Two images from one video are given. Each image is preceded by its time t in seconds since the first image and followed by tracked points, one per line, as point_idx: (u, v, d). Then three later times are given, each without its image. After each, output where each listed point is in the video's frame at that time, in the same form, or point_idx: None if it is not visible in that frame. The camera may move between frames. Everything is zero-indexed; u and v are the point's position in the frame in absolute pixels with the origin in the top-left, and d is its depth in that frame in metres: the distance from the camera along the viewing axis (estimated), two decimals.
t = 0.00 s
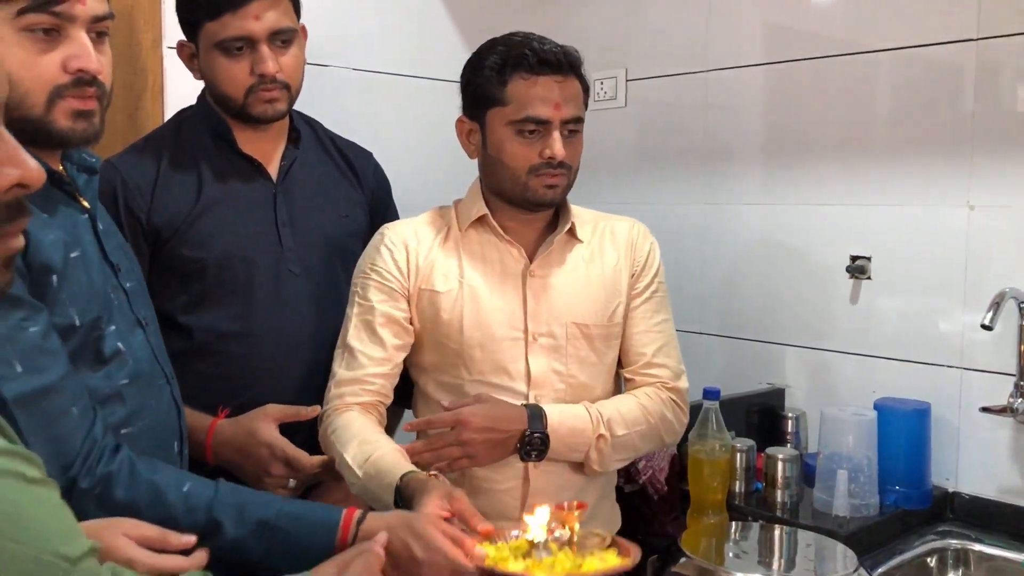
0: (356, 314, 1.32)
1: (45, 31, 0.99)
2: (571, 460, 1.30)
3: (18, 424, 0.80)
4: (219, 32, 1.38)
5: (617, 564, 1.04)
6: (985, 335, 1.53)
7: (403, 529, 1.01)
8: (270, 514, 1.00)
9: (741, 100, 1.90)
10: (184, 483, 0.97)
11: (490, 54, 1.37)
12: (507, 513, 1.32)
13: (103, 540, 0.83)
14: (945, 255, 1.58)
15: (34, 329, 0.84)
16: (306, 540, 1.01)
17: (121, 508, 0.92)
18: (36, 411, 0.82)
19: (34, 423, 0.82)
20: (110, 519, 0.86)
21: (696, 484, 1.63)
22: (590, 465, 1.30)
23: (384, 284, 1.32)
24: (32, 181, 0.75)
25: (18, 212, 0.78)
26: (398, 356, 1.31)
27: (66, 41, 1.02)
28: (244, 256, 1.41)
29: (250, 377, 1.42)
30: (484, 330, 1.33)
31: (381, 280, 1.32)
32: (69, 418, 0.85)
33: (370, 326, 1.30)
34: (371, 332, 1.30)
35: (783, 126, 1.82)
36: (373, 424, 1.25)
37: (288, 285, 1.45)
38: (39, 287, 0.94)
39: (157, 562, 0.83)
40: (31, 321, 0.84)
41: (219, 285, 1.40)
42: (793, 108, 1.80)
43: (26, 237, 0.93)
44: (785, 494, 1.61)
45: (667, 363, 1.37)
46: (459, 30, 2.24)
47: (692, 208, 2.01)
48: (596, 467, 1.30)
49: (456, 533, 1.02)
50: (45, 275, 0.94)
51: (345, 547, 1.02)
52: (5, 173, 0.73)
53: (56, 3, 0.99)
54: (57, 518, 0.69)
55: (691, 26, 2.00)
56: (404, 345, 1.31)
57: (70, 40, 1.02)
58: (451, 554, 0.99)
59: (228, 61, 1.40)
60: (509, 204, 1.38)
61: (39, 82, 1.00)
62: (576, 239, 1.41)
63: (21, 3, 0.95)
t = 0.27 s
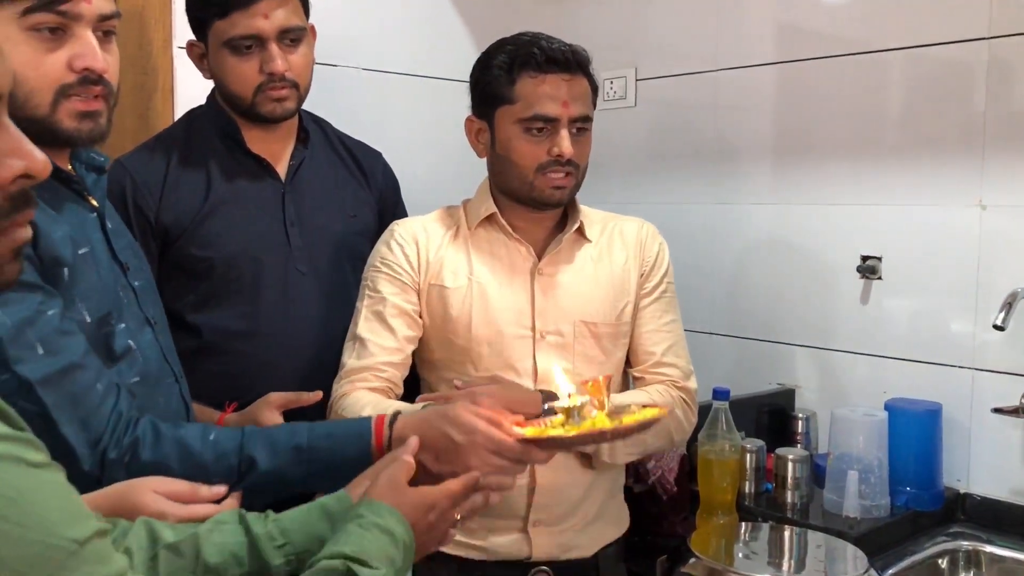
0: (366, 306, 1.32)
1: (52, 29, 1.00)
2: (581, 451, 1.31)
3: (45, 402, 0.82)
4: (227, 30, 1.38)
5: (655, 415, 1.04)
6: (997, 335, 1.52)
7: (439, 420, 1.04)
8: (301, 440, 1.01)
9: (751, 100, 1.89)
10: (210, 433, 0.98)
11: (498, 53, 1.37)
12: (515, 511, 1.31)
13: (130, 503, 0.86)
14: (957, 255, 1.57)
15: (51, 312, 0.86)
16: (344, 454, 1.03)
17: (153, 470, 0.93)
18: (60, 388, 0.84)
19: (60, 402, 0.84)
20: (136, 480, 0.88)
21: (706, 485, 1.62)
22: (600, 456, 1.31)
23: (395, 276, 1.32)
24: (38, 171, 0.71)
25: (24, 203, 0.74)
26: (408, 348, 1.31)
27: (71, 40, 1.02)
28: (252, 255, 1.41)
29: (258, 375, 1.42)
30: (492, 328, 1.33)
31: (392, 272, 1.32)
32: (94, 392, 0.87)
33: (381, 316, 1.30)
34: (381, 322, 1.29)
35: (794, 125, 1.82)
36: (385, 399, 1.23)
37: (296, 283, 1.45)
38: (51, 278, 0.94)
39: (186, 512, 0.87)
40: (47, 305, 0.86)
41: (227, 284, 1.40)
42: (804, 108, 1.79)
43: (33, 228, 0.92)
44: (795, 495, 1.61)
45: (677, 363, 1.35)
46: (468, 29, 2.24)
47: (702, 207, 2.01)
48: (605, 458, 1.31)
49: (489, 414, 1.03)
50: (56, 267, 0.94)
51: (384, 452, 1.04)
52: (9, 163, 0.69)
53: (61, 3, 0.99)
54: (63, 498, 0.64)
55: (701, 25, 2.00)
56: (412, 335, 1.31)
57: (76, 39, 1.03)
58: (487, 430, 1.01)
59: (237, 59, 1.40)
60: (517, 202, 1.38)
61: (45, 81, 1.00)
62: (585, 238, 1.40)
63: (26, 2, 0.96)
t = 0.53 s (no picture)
0: (379, 301, 1.29)
1: (61, 27, 1.01)
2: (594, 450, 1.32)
3: (28, 404, 0.81)
4: (238, 31, 1.39)
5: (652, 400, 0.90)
6: (1009, 336, 1.52)
7: (410, 415, 0.95)
8: (268, 445, 0.95)
9: (761, 100, 1.89)
10: (182, 434, 0.93)
11: (502, 52, 1.37)
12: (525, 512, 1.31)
13: (97, 517, 0.87)
14: (968, 256, 1.56)
15: (46, 312, 0.86)
16: (314, 458, 0.96)
17: (127, 475, 0.89)
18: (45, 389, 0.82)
19: (43, 404, 0.82)
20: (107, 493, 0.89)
21: (716, 486, 1.62)
22: (614, 455, 1.31)
23: (409, 273, 1.32)
24: (52, 175, 0.68)
25: (37, 206, 0.69)
26: (421, 340, 1.29)
27: (82, 40, 1.03)
28: (263, 255, 1.42)
29: (269, 375, 1.42)
30: (502, 328, 1.33)
31: (406, 269, 1.32)
32: (79, 394, 0.85)
33: (398, 309, 1.28)
34: (399, 314, 1.28)
35: (804, 125, 1.81)
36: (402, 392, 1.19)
37: (307, 283, 1.45)
38: (54, 280, 0.95)
39: (149, 529, 0.87)
40: (41, 305, 0.86)
41: (237, 283, 1.40)
42: (813, 108, 1.79)
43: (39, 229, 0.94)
44: (805, 496, 1.60)
45: (685, 361, 1.35)
46: (477, 29, 2.24)
47: (711, 207, 2.00)
48: (619, 458, 1.31)
49: (469, 407, 0.94)
50: (58, 267, 0.95)
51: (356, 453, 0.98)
52: (22, 167, 0.65)
53: (71, 1, 1.01)
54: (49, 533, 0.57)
55: (711, 25, 1.99)
56: (427, 329, 1.31)
57: (85, 38, 1.04)
58: (463, 427, 0.92)
59: (249, 59, 1.40)
60: (524, 202, 1.37)
61: (54, 81, 1.00)
62: (592, 238, 1.40)
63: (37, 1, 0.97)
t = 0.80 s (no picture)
0: (391, 308, 1.29)
1: (71, 29, 1.02)
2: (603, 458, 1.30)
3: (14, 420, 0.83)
4: (253, 31, 1.39)
5: (631, 551, 0.93)
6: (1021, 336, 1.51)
7: (387, 523, 0.95)
8: (250, 511, 0.94)
9: (772, 99, 1.88)
10: (171, 477, 0.94)
11: (510, 53, 1.37)
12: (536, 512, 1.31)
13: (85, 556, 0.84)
14: (980, 256, 1.56)
15: (40, 323, 0.86)
16: (291, 536, 0.95)
17: (110, 506, 0.91)
18: (35, 405, 0.84)
19: (32, 419, 0.84)
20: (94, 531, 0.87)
21: (725, 486, 1.62)
22: (624, 463, 1.30)
23: (419, 278, 1.32)
24: (71, 182, 0.65)
25: (55, 215, 0.66)
26: (432, 347, 1.30)
27: (91, 40, 1.04)
28: (276, 256, 1.42)
29: (279, 375, 1.43)
30: (512, 329, 1.33)
31: (417, 274, 1.32)
32: (68, 411, 0.87)
33: (408, 317, 1.28)
34: (409, 322, 1.28)
35: (815, 125, 1.80)
36: (411, 415, 1.21)
37: (318, 284, 1.45)
38: (57, 285, 0.95)
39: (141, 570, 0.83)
40: (36, 316, 0.86)
41: (250, 283, 1.41)
42: (825, 107, 1.78)
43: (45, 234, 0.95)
44: (815, 497, 1.60)
45: (695, 361, 1.35)
46: (487, 29, 2.24)
47: (722, 207, 2.00)
48: (630, 465, 1.30)
49: (449, 522, 0.94)
50: (62, 272, 0.96)
51: (333, 541, 0.96)
52: (41, 173, 0.63)
53: (81, 2, 1.01)
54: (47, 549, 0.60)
55: (721, 25, 1.99)
56: (439, 335, 1.31)
57: (96, 39, 1.04)
58: (437, 547, 0.92)
59: (262, 60, 1.40)
60: (534, 203, 1.37)
61: (63, 81, 1.01)
62: (602, 238, 1.40)
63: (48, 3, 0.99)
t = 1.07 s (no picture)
0: (397, 313, 1.32)
1: (87, 31, 1.01)
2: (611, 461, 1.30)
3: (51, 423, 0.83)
4: (267, 32, 1.40)
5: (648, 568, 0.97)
6: None
7: (425, 539, 0.99)
8: (292, 521, 0.97)
9: (782, 99, 1.88)
10: (212, 484, 0.96)
11: (521, 54, 1.37)
12: (546, 512, 1.31)
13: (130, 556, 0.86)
14: (992, 256, 1.55)
15: (68, 327, 0.86)
16: (331, 547, 0.98)
17: (151, 512, 0.92)
18: (67, 409, 0.84)
19: (65, 423, 0.84)
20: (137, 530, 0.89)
21: (735, 485, 1.62)
22: (632, 467, 1.30)
23: (424, 282, 1.32)
24: (69, 180, 0.65)
25: (54, 213, 0.66)
26: (438, 355, 1.31)
27: (105, 42, 1.03)
28: (287, 255, 1.42)
29: (290, 375, 1.43)
30: (522, 330, 1.32)
31: (421, 278, 1.33)
32: (101, 416, 0.87)
33: (412, 327, 1.30)
34: (413, 333, 1.30)
35: (825, 124, 1.80)
36: (414, 423, 1.24)
37: (329, 284, 1.45)
38: (75, 286, 0.96)
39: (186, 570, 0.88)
40: (65, 321, 0.87)
41: (261, 282, 1.41)
42: (835, 107, 1.78)
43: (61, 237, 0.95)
44: (826, 498, 1.60)
45: (706, 364, 1.35)
46: (496, 30, 2.24)
47: (732, 207, 1.99)
48: (637, 468, 1.30)
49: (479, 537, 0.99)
50: (81, 275, 0.96)
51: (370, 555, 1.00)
52: (39, 172, 0.63)
53: (95, 5, 1.00)
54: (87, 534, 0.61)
55: (732, 24, 1.99)
56: (443, 343, 1.32)
57: (109, 42, 1.03)
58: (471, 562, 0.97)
59: (277, 60, 1.41)
60: (544, 204, 1.38)
61: (77, 82, 1.01)
62: (613, 239, 1.40)
63: (63, 5, 0.97)
